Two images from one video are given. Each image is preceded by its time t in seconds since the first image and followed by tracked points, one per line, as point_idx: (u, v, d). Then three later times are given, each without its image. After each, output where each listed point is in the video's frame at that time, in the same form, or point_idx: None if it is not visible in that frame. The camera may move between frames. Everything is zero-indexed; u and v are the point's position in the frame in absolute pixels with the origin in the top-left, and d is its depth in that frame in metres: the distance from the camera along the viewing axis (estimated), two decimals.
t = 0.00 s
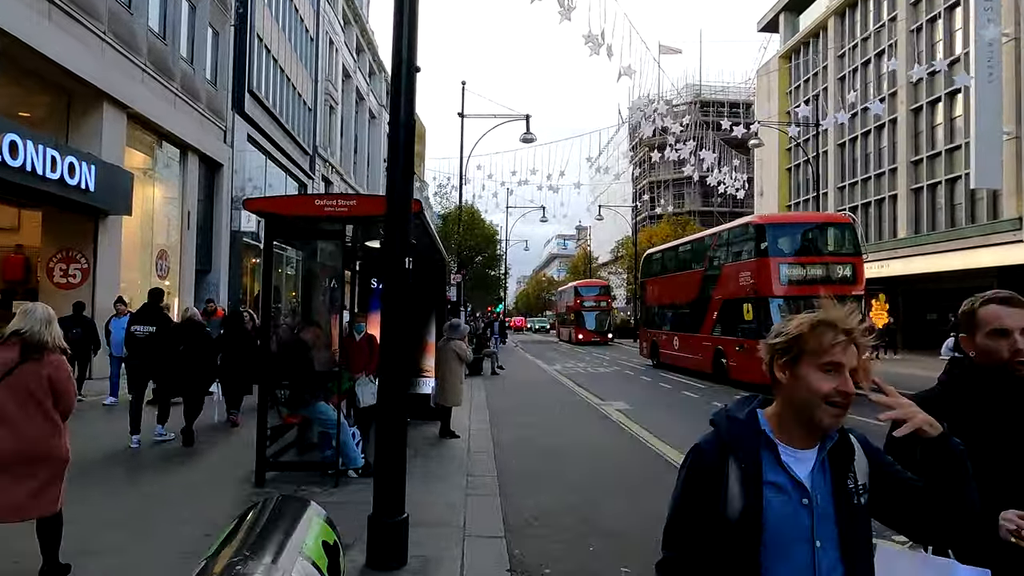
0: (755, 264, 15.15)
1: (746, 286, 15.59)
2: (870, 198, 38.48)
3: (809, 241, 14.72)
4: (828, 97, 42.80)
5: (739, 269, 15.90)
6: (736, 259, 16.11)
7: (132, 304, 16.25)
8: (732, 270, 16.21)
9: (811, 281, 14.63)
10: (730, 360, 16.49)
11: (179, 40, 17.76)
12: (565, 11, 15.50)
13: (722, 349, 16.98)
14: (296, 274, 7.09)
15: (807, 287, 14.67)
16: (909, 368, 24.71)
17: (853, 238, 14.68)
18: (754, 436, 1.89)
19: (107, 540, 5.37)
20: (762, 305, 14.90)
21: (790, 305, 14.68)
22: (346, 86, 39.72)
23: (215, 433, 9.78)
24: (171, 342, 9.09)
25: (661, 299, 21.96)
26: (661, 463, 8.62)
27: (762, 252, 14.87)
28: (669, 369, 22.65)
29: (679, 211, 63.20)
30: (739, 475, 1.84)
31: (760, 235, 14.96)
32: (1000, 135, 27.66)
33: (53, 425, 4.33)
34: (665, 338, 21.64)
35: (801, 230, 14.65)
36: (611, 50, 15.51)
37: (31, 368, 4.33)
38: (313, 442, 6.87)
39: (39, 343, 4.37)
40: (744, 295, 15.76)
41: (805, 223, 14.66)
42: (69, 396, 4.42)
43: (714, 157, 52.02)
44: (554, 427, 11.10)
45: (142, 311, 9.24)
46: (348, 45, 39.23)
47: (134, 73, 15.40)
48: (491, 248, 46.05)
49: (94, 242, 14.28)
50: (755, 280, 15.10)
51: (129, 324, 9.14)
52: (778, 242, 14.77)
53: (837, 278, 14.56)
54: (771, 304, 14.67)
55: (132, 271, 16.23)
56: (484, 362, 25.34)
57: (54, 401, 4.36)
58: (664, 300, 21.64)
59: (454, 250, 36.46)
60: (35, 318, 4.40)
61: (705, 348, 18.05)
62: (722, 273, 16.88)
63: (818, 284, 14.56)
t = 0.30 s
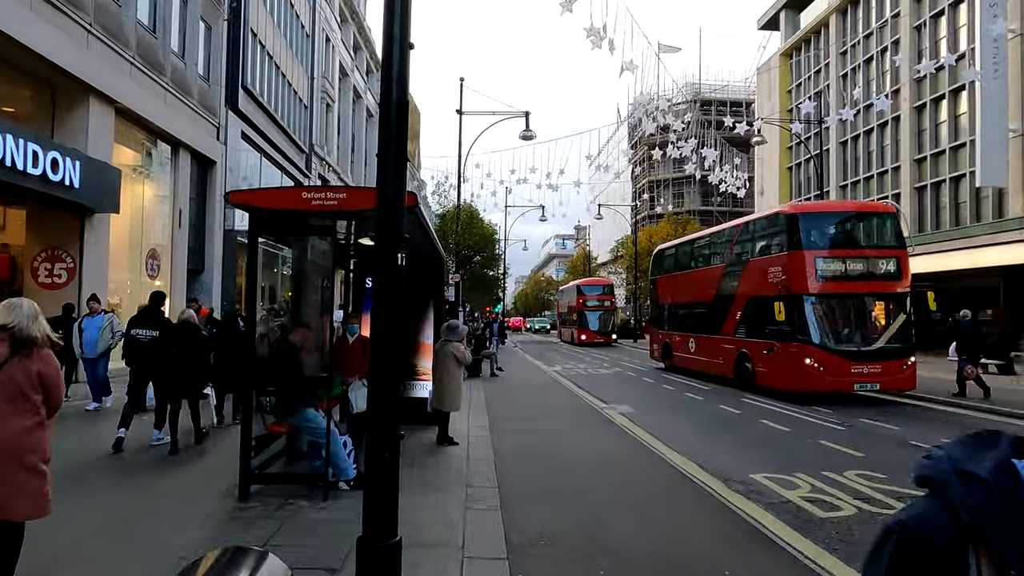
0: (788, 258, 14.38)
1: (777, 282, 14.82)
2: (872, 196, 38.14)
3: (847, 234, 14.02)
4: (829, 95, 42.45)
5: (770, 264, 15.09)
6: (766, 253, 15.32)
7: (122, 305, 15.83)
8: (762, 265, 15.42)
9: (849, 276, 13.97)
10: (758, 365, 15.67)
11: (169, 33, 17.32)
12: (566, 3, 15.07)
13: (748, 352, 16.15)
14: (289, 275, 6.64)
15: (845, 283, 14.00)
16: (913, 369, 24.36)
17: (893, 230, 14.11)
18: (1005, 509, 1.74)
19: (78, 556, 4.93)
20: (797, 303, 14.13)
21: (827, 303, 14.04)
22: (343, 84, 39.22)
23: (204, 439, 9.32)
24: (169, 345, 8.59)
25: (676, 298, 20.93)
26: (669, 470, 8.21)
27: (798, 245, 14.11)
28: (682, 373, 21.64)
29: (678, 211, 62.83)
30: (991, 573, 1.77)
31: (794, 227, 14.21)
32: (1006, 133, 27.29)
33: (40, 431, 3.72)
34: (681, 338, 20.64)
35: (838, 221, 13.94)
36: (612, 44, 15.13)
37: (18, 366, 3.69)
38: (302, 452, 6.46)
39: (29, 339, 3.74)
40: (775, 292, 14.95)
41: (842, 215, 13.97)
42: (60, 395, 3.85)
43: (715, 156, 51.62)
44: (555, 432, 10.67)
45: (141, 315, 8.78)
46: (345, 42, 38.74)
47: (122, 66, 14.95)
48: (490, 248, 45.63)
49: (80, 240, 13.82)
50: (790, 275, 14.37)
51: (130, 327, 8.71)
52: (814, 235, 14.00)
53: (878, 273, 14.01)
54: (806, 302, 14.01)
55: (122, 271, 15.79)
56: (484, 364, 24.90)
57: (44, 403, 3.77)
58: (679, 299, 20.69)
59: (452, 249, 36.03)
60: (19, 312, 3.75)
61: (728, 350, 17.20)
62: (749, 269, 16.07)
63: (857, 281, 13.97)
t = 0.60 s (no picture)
0: (833, 249, 12.42)
1: (820, 277, 12.85)
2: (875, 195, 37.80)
3: (902, 219, 12.03)
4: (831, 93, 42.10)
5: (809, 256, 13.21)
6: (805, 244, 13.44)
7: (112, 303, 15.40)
8: (800, 257, 13.53)
9: (904, 270, 11.98)
10: (795, 371, 13.80)
11: (162, 25, 16.87)
12: None
13: (783, 356, 14.24)
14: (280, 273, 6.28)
15: (899, 278, 11.99)
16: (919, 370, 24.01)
17: (955, 216, 12.19)
18: None
19: (50, 569, 4.47)
20: (843, 301, 12.16)
21: (880, 300, 12.01)
22: (341, 81, 38.82)
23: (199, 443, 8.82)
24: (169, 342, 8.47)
25: (695, 295, 19.37)
26: (682, 476, 7.76)
27: (844, 233, 12.12)
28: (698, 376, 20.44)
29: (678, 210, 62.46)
30: None
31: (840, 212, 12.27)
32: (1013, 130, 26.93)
33: (21, 433, 3.59)
34: (702, 341, 18.99)
35: (890, 205, 12.00)
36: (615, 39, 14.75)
37: None
38: (296, 459, 6.06)
39: (8, 340, 3.59)
40: (816, 288, 13.03)
41: (893, 199, 12.04)
42: (46, 396, 3.71)
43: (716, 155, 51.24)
44: (559, 436, 10.23)
45: (142, 313, 8.96)
46: (343, 39, 38.33)
47: (113, 58, 14.52)
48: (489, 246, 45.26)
49: (69, 235, 13.39)
50: (835, 268, 12.36)
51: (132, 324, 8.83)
52: (863, 221, 12.01)
53: (939, 266, 12.02)
54: (856, 300, 11.99)
55: (112, 268, 15.37)
56: (484, 364, 24.47)
57: (27, 404, 3.62)
58: (699, 297, 19.07)
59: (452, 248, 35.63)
60: None
61: (758, 354, 15.37)
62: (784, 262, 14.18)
63: (914, 275, 12.00)
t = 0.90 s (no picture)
0: (888, 236, 11.20)
1: (872, 268, 11.61)
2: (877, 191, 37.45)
3: (962, 202, 10.85)
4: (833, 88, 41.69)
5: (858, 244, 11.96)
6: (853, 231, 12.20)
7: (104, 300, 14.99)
8: (847, 246, 12.28)
9: (970, 259, 10.76)
10: (840, 375, 12.52)
11: (153, 15, 16.39)
12: None
13: (824, 359, 13.02)
14: (274, 267, 5.74)
15: (964, 270, 10.78)
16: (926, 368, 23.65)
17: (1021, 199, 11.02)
18: None
19: None
20: (902, 294, 10.92)
21: (941, 294, 10.77)
22: (338, 75, 38.33)
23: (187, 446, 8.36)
24: (168, 341, 8.12)
25: (715, 292, 18.20)
26: (697, 481, 7.37)
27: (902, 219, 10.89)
28: (719, 378, 19.22)
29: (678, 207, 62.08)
30: None
31: (896, 194, 11.07)
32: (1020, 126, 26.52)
33: (8, 423, 3.86)
34: (725, 340, 17.75)
35: (948, 187, 10.83)
36: (619, 30, 14.31)
37: None
38: (289, 465, 5.65)
39: None
40: (868, 281, 11.79)
41: (952, 178, 10.91)
42: (28, 388, 3.95)
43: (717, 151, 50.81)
44: (564, 438, 9.79)
45: (135, 311, 8.59)
46: (340, 33, 37.85)
47: (101, 46, 14.05)
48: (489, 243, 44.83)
49: (56, 229, 12.97)
50: (892, 259, 11.10)
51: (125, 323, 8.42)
52: (921, 205, 10.82)
53: (1008, 254, 10.81)
54: (916, 294, 10.75)
55: (102, 263, 14.94)
56: (485, 363, 24.00)
57: (10, 397, 3.87)
58: (718, 293, 17.91)
59: (451, 245, 35.19)
60: None
61: (795, 356, 14.10)
62: (828, 252, 12.91)
63: (981, 266, 10.78)
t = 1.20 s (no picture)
0: (951, 224, 9.73)
1: (931, 262, 10.13)
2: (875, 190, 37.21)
3: None
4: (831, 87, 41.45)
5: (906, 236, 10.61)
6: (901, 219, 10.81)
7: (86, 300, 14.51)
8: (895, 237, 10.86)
9: None
10: (891, 384, 11.01)
11: (139, 6, 15.92)
12: None
13: (871, 365, 11.51)
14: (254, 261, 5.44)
15: None
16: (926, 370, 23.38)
17: None
18: None
19: None
20: (973, 291, 9.43)
21: (1016, 289, 9.33)
22: (332, 73, 37.87)
23: (167, 455, 7.89)
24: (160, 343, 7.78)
25: (733, 291, 16.79)
26: (703, 492, 6.99)
27: (969, 203, 9.44)
28: (736, 383, 17.77)
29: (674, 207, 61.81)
30: None
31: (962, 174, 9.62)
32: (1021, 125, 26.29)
33: None
34: (748, 343, 16.21)
35: (1018, 165, 9.44)
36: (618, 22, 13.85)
37: None
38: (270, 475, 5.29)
39: None
40: (926, 276, 10.26)
41: (1020, 155, 9.52)
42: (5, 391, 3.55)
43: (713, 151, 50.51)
44: (562, 445, 9.35)
45: (122, 309, 8.21)
46: (334, 30, 37.37)
47: (83, 37, 13.58)
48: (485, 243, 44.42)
49: (35, 227, 12.50)
50: (957, 250, 9.63)
51: (111, 322, 8.05)
52: (992, 187, 9.39)
53: None
54: (988, 290, 9.29)
55: (85, 260, 14.47)
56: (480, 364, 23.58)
57: None
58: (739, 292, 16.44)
59: (445, 245, 34.78)
60: None
61: (834, 361, 12.59)
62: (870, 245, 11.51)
63: None
